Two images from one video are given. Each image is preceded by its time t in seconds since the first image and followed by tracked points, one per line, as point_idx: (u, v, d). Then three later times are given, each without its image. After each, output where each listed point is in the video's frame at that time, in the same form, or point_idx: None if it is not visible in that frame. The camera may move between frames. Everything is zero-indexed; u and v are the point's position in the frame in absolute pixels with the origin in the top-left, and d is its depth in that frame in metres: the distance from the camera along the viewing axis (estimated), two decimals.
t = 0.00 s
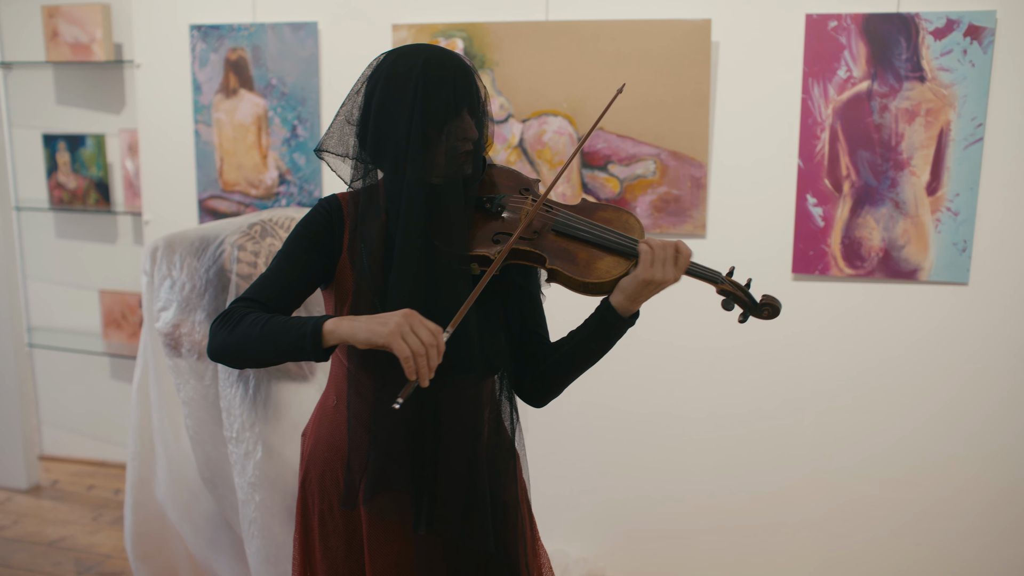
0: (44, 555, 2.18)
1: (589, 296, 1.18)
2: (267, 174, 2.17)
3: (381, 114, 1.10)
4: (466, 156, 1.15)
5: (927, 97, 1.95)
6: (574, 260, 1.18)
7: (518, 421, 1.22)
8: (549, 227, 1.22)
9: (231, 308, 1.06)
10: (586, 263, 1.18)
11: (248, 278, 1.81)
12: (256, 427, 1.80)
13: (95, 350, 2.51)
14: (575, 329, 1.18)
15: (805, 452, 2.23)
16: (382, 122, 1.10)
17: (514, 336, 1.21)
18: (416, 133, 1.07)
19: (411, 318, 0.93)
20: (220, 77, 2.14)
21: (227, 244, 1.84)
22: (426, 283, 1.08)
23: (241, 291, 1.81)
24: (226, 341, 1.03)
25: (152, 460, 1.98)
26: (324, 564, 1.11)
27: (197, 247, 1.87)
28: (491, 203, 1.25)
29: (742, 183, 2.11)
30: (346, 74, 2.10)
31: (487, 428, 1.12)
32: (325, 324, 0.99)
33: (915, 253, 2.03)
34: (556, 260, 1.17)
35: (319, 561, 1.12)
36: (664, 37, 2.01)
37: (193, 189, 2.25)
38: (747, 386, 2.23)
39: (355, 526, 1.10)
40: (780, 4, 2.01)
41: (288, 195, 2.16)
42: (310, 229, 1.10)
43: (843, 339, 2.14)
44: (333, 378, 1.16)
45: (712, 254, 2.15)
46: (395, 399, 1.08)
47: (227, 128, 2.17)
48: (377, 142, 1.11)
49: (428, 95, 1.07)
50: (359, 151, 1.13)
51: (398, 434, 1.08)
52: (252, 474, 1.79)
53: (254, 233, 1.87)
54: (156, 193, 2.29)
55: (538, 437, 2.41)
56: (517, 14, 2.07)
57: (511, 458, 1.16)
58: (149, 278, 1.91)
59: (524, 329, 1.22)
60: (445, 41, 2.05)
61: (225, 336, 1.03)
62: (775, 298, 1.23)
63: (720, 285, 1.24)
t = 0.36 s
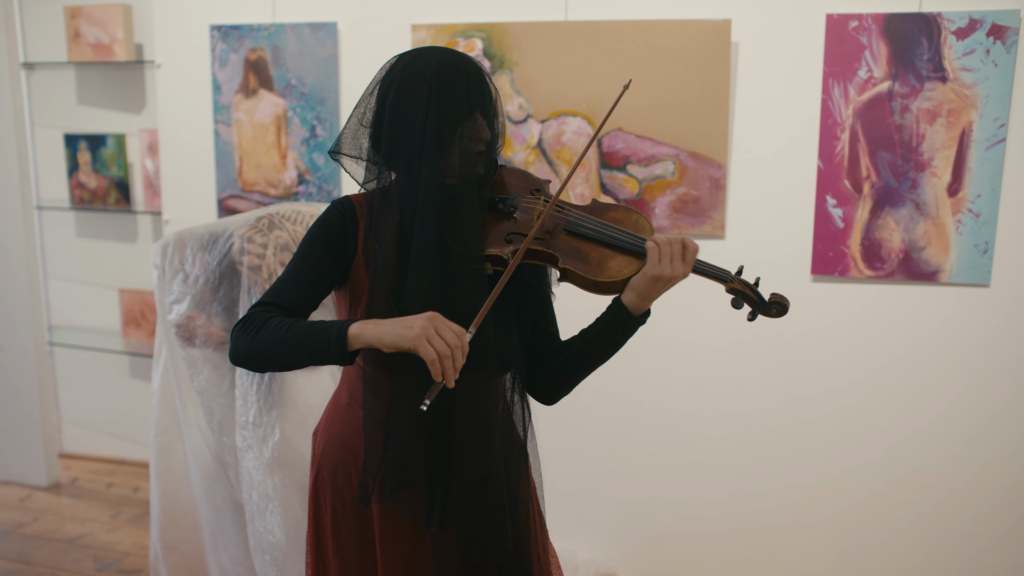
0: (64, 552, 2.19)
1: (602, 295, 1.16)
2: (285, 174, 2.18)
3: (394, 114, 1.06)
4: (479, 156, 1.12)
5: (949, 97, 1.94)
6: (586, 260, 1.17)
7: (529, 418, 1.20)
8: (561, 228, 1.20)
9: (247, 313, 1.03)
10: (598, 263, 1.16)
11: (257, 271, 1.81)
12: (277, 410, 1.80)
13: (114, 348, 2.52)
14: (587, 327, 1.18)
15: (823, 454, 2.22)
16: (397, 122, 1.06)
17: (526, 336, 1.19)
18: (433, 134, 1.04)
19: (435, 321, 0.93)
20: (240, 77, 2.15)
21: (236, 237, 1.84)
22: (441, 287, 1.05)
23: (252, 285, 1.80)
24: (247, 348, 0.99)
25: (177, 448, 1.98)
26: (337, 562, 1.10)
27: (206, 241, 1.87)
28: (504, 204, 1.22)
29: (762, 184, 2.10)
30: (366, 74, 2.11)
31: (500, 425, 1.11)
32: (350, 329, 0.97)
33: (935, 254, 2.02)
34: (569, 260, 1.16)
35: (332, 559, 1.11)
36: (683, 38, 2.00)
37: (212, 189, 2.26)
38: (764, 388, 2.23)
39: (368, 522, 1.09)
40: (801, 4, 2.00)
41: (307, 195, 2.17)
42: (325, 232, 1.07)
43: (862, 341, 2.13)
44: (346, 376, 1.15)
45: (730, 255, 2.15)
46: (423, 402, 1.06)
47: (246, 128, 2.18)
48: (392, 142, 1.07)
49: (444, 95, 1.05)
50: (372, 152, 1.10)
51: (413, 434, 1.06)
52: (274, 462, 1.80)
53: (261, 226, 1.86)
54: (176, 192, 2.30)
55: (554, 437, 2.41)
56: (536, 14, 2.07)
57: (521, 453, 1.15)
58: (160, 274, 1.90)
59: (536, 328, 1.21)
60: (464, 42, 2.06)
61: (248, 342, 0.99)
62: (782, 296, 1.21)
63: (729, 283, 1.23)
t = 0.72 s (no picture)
0: (76, 550, 2.20)
1: (600, 292, 1.16)
2: (297, 174, 2.18)
3: (395, 114, 1.06)
4: (481, 155, 1.12)
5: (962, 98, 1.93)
6: (586, 257, 1.16)
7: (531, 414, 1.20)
8: (561, 225, 1.20)
9: (250, 314, 1.03)
10: (597, 260, 1.16)
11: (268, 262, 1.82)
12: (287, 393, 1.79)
13: (126, 347, 2.53)
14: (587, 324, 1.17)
15: (833, 455, 2.21)
16: (398, 121, 1.06)
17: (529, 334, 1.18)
18: (434, 133, 1.04)
19: (423, 331, 0.92)
20: (252, 78, 2.16)
21: (246, 229, 1.84)
22: (443, 285, 1.05)
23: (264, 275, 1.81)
24: (247, 348, 1.00)
25: (187, 433, 1.93)
26: (346, 557, 1.11)
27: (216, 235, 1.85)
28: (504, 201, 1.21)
29: (772, 185, 2.10)
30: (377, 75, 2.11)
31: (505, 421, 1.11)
32: (341, 335, 0.97)
33: (947, 255, 2.01)
34: (568, 257, 1.16)
35: (341, 553, 1.12)
36: (694, 38, 2.00)
37: (224, 189, 2.27)
38: (774, 389, 2.22)
39: (375, 516, 1.10)
40: (812, 5, 2.00)
41: (318, 195, 2.18)
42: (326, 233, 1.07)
43: (872, 343, 2.13)
44: (353, 372, 1.15)
45: (741, 256, 2.14)
46: (410, 411, 1.06)
47: (258, 128, 2.19)
48: (394, 142, 1.07)
49: (446, 93, 1.04)
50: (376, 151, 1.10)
51: (419, 429, 1.06)
52: (285, 444, 1.79)
53: (272, 218, 1.87)
54: (188, 192, 2.31)
55: (564, 437, 2.41)
56: (547, 15, 2.07)
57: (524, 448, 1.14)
58: (172, 268, 1.87)
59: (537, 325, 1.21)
60: (475, 42, 2.06)
61: (247, 342, 1.00)
62: (780, 294, 1.21)
63: (728, 281, 1.22)
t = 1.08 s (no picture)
0: (82, 549, 2.21)
1: (615, 291, 1.16)
2: (302, 174, 2.19)
3: (412, 115, 1.07)
4: (497, 155, 1.11)
5: (967, 98, 1.93)
6: (601, 257, 1.17)
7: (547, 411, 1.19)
8: (577, 225, 1.21)
9: (271, 312, 1.06)
10: (613, 259, 1.16)
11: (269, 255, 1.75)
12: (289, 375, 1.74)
13: (132, 347, 2.54)
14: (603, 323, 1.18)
15: (839, 455, 2.21)
16: (415, 124, 1.07)
17: (545, 332, 1.20)
18: (450, 135, 1.04)
19: (418, 343, 0.92)
20: (257, 78, 2.17)
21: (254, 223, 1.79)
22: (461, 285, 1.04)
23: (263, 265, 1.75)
24: (261, 347, 1.03)
25: (191, 409, 1.90)
26: (366, 552, 1.12)
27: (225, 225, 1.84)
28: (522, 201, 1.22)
29: (777, 186, 2.10)
30: (382, 76, 2.12)
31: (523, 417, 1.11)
32: (341, 346, 0.98)
33: (953, 256, 2.01)
34: (583, 256, 1.17)
35: (361, 548, 1.13)
36: (700, 39, 2.00)
37: (230, 189, 2.27)
38: (779, 389, 2.22)
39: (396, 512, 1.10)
40: (818, 6, 2.00)
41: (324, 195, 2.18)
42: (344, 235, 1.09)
43: (878, 343, 2.13)
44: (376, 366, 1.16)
45: (745, 256, 2.14)
46: (401, 426, 1.07)
47: (264, 129, 2.19)
48: (411, 144, 1.08)
49: (461, 96, 1.04)
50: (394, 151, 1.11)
51: (438, 425, 1.06)
52: (291, 426, 1.73)
53: (280, 214, 1.81)
54: (194, 192, 2.32)
55: (569, 438, 2.41)
56: (553, 15, 2.08)
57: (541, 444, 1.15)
58: (183, 256, 1.87)
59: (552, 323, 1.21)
60: (481, 43, 2.07)
61: (262, 341, 1.03)
62: (794, 294, 1.25)
63: (741, 281, 1.25)
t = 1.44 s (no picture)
0: (86, 548, 2.21)
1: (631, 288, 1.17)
2: (307, 174, 2.19)
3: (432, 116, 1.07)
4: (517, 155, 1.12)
5: (972, 99, 1.93)
6: (618, 255, 1.17)
7: (561, 398, 1.21)
8: (593, 223, 1.21)
9: (291, 309, 1.04)
10: (629, 257, 1.17)
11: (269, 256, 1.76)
12: (285, 379, 1.76)
13: (137, 347, 2.55)
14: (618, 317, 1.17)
15: (844, 456, 2.21)
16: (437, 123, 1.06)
17: (563, 323, 1.19)
18: (473, 135, 1.05)
19: (434, 355, 0.92)
20: (262, 78, 2.17)
21: (257, 225, 1.79)
22: (483, 283, 1.05)
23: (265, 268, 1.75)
24: (283, 345, 1.01)
25: (190, 402, 1.89)
26: (385, 544, 1.10)
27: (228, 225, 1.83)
28: (541, 199, 1.22)
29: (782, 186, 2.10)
30: (386, 77, 2.12)
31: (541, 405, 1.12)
32: (359, 351, 0.97)
33: (957, 257, 2.01)
34: (599, 253, 1.17)
35: (379, 541, 1.11)
36: (704, 39, 2.01)
37: (234, 189, 2.28)
38: (783, 390, 2.23)
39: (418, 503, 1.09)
40: (823, 6, 2.00)
41: (328, 196, 2.19)
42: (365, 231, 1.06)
43: (882, 343, 2.13)
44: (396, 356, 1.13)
45: (750, 256, 2.15)
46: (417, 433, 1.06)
47: (269, 129, 2.19)
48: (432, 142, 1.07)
49: (483, 97, 1.05)
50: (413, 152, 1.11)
51: (462, 414, 1.06)
52: (282, 430, 1.77)
53: (280, 215, 1.81)
54: (199, 192, 2.32)
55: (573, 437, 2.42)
56: (557, 16, 2.08)
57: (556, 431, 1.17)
58: (189, 256, 1.87)
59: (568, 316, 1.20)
60: (485, 43, 2.07)
61: (284, 339, 1.01)
62: (804, 291, 1.27)
63: (753, 278, 1.26)
